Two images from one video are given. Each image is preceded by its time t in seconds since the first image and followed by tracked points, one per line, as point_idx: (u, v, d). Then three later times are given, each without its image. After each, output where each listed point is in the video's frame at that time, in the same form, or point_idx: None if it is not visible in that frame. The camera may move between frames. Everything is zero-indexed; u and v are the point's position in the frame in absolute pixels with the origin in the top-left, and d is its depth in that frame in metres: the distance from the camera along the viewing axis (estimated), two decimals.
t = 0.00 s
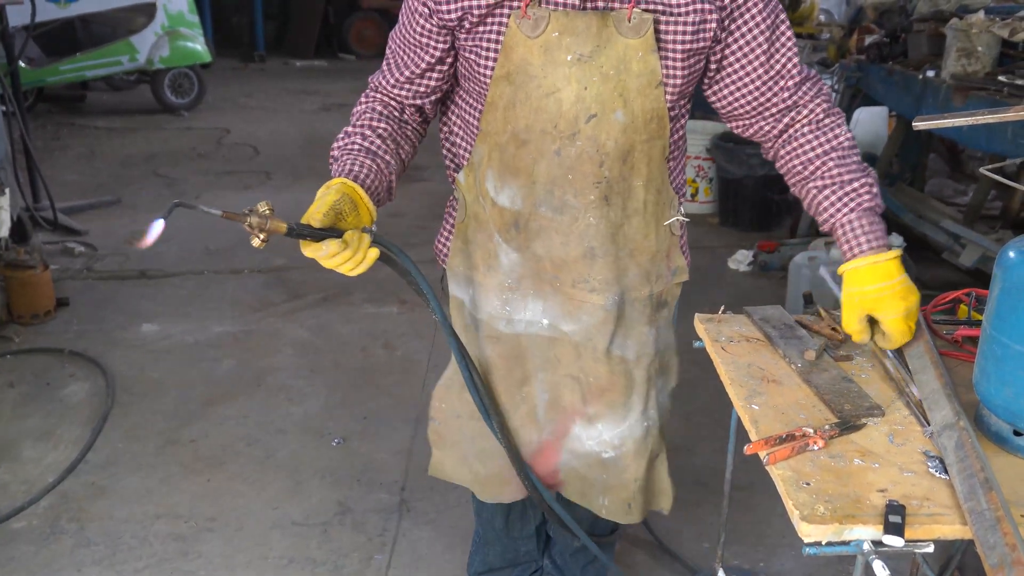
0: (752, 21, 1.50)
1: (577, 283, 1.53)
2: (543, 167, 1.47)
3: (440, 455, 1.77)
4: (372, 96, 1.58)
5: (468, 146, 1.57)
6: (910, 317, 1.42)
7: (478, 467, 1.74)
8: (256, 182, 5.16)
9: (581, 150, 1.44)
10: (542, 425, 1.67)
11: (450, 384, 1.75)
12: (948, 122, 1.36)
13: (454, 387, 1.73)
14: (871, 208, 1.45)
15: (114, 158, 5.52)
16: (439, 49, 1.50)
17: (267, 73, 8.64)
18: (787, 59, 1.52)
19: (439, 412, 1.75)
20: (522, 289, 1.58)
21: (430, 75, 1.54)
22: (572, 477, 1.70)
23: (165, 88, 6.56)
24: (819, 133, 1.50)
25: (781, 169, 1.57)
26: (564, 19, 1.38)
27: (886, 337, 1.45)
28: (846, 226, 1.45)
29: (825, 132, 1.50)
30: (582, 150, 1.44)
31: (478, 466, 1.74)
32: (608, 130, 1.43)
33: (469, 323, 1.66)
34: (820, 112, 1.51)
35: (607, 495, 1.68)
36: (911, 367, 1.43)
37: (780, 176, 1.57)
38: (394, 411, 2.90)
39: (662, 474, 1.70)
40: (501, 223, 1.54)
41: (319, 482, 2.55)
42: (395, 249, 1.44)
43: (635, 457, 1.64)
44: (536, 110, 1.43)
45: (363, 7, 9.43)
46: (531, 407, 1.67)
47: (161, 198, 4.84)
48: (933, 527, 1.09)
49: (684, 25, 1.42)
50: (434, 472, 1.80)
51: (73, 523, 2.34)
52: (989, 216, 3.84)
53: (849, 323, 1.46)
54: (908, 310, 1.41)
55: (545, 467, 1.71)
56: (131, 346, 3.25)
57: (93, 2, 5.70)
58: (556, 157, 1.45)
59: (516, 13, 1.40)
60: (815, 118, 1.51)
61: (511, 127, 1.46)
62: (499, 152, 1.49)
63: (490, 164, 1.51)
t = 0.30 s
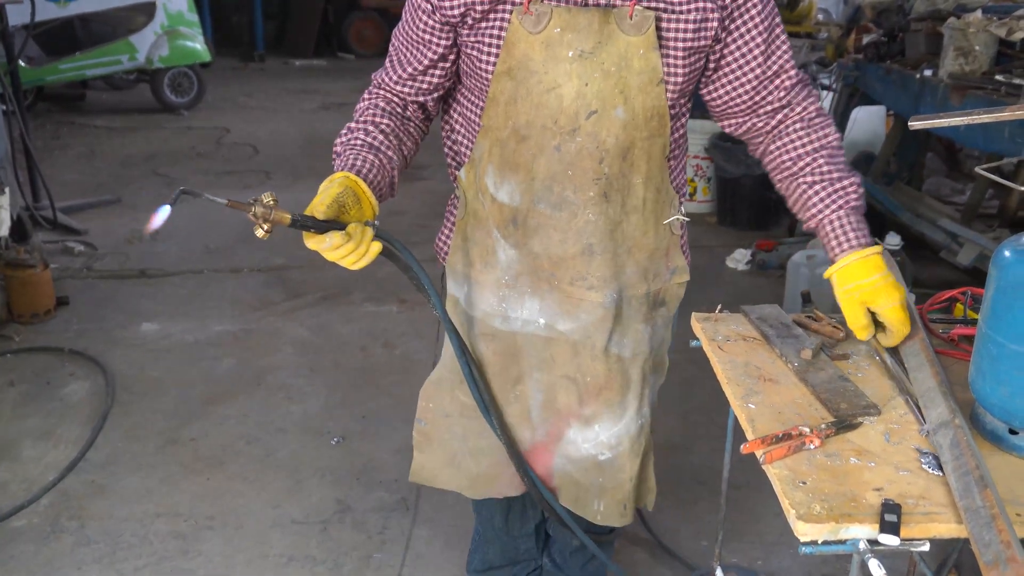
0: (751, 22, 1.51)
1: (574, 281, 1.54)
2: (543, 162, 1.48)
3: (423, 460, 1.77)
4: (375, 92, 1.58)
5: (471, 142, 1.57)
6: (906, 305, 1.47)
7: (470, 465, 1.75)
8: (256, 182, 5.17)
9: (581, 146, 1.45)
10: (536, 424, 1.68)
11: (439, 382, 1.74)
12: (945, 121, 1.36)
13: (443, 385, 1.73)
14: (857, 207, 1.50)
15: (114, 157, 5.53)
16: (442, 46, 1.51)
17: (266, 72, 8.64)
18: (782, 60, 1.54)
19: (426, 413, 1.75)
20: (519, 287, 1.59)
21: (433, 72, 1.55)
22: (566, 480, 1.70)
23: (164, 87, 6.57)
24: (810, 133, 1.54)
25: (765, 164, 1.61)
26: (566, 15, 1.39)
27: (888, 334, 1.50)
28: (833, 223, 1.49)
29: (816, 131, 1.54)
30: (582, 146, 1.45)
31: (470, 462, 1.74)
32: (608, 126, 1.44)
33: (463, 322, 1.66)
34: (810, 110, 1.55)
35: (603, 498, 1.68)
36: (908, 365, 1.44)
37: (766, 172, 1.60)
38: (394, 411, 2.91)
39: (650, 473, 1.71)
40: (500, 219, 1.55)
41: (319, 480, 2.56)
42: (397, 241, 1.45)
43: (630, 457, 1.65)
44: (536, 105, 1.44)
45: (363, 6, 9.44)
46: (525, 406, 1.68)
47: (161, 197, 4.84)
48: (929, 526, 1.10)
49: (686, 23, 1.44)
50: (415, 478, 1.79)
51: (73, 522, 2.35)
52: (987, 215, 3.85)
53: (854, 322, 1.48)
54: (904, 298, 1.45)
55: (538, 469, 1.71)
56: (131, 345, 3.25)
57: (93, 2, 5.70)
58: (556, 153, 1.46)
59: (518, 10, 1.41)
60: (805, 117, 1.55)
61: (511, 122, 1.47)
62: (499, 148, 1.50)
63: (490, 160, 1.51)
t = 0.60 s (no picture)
0: (751, 36, 1.55)
1: (580, 284, 1.55)
2: (551, 166, 1.48)
3: (433, 451, 1.78)
4: (378, 92, 1.57)
5: (473, 145, 1.56)
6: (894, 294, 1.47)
7: (473, 466, 1.75)
8: (255, 183, 5.17)
9: (590, 151, 1.46)
10: (538, 426, 1.68)
11: (449, 379, 1.76)
12: (945, 123, 1.37)
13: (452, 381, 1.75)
14: (836, 222, 1.54)
15: (113, 159, 5.52)
16: (448, 46, 1.50)
17: (265, 74, 8.64)
18: (774, 76, 1.58)
19: (435, 407, 1.76)
20: (525, 289, 1.59)
21: (438, 72, 1.54)
22: (569, 482, 1.70)
23: (164, 89, 6.56)
24: (794, 151, 1.59)
25: (747, 175, 1.66)
26: (577, 21, 1.39)
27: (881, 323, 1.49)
28: (812, 237, 1.54)
29: (800, 149, 1.59)
30: (591, 151, 1.46)
31: (474, 463, 1.74)
32: (616, 132, 1.45)
33: (469, 322, 1.65)
34: (795, 127, 1.60)
35: (606, 499, 1.68)
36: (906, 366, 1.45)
37: (748, 184, 1.65)
38: (393, 411, 2.91)
39: (661, 475, 1.71)
40: (506, 222, 1.54)
41: (317, 482, 2.56)
42: (406, 245, 1.44)
43: (633, 459, 1.65)
44: (546, 110, 1.44)
45: (361, 7, 9.45)
46: (529, 408, 1.67)
47: (160, 198, 4.84)
48: (928, 527, 1.10)
49: (694, 31, 1.45)
50: (424, 467, 1.81)
51: (72, 523, 2.35)
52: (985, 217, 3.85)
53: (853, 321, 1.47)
54: (888, 281, 1.46)
55: (539, 471, 1.71)
56: (130, 346, 3.25)
57: (92, 3, 5.71)
58: (565, 157, 1.47)
59: (528, 14, 1.41)
60: (790, 134, 1.60)
61: (519, 126, 1.47)
62: (506, 151, 1.49)
63: (497, 163, 1.51)
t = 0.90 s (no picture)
0: (750, 40, 1.56)
1: (577, 285, 1.55)
2: (552, 169, 1.48)
3: (421, 446, 1.79)
4: (381, 93, 1.54)
5: (473, 146, 1.55)
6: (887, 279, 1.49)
7: (465, 464, 1.75)
8: (254, 184, 5.17)
9: (591, 154, 1.46)
10: (534, 425, 1.68)
11: (440, 377, 1.76)
12: (942, 124, 1.37)
13: (445, 381, 1.75)
14: (830, 218, 1.56)
15: (113, 160, 5.53)
16: (453, 49, 1.49)
17: (264, 75, 8.64)
18: (771, 78, 1.60)
19: (428, 405, 1.76)
20: (521, 289, 1.59)
21: (442, 75, 1.53)
22: (560, 480, 1.70)
23: (163, 91, 6.55)
24: (788, 149, 1.60)
25: (741, 173, 1.67)
26: (582, 26, 1.39)
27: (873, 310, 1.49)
28: (808, 230, 1.56)
29: (794, 148, 1.61)
30: (593, 154, 1.46)
31: (465, 460, 1.75)
32: (617, 136, 1.45)
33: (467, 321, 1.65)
34: (790, 127, 1.62)
35: (594, 498, 1.69)
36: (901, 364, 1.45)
37: (743, 183, 1.66)
38: (392, 412, 2.91)
39: (645, 472, 1.73)
40: (505, 222, 1.54)
41: (317, 483, 2.56)
42: (423, 251, 1.44)
43: (623, 458, 1.66)
44: (549, 114, 1.44)
45: (360, 8, 9.46)
46: (523, 407, 1.68)
47: (159, 200, 4.84)
48: (927, 527, 1.10)
49: (696, 36, 1.45)
50: (414, 464, 1.81)
51: (71, 524, 2.35)
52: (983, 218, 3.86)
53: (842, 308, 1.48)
54: (879, 266, 1.47)
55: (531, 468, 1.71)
56: (130, 347, 3.25)
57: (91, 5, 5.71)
58: (566, 160, 1.47)
59: (534, 17, 1.41)
60: (785, 133, 1.61)
61: (522, 128, 1.47)
62: (507, 153, 1.49)
63: (498, 164, 1.51)
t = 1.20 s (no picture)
0: (751, 41, 1.57)
1: (580, 284, 1.55)
2: (556, 168, 1.48)
3: (427, 447, 1.81)
4: (384, 91, 1.53)
5: (475, 146, 1.54)
6: (887, 269, 1.47)
7: (464, 464, 1.75)
8: (253, 184, 5.16)
9: (595, 153, 1.46)
10: (535, 424, 1.68)
11: (443, 376, 1.76)
12: (942, 123, 1.38)
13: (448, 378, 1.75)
14: (829, 206, 1.58)
15: (111, 160, 5.52)
16: (456, 48, 1.48)
17: (263, 75, 8.64)
18: (770, 76, 1.62)
19: (430, 406, 1.78)
20: (524, 289, 1.58)
21: (444, 74, 1.52)
22: (561, 481, 1.70)
23: (162, 90, 6.55)
24: (786, 144, 1.62)
25: (740, 168, 1.69)
26: (588, 25, 1.39)
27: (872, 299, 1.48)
28: (806, 221, 1.57)
29: (792, 143, 1.63)
30: (597, 153, 1.46)
31: (464, 461, 1.75)
32: (622, 134, 1.45)
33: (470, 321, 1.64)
34: (787, 121, 1.64)
35: (598, 497, 1.69)
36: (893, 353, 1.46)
37: (743, 177, 1.68)
38: (391, 412, 2.91)
39: (646, 468, 1.74)
40: (509, 222, 1.54)
41: (316, 483, 2.55)
42: (432, 254, 1.43)
43: (626, 457, 1.66)
44: (553, 112, 1.44)
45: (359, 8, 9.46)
46: (525, 407, 1.67)
47: (158, 199, 4.84)
48: (927, 527, 1.10)
49: (698, 36, 1.46)
50: (419, 463, 1.83)
51: (70, 524, 2.35)
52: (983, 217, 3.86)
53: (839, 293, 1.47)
54: (878, 256, 1.46)
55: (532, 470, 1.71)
56: (129, 347, 3.25)
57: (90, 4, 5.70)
58: (571, 159, 1.47)
59: (538, 17, 1.40)
60: (783, 128, 1.63)
61: (526, 127, 1.47)
62: (512, 152, 1.49)
63: (500, 163, 1.51)
